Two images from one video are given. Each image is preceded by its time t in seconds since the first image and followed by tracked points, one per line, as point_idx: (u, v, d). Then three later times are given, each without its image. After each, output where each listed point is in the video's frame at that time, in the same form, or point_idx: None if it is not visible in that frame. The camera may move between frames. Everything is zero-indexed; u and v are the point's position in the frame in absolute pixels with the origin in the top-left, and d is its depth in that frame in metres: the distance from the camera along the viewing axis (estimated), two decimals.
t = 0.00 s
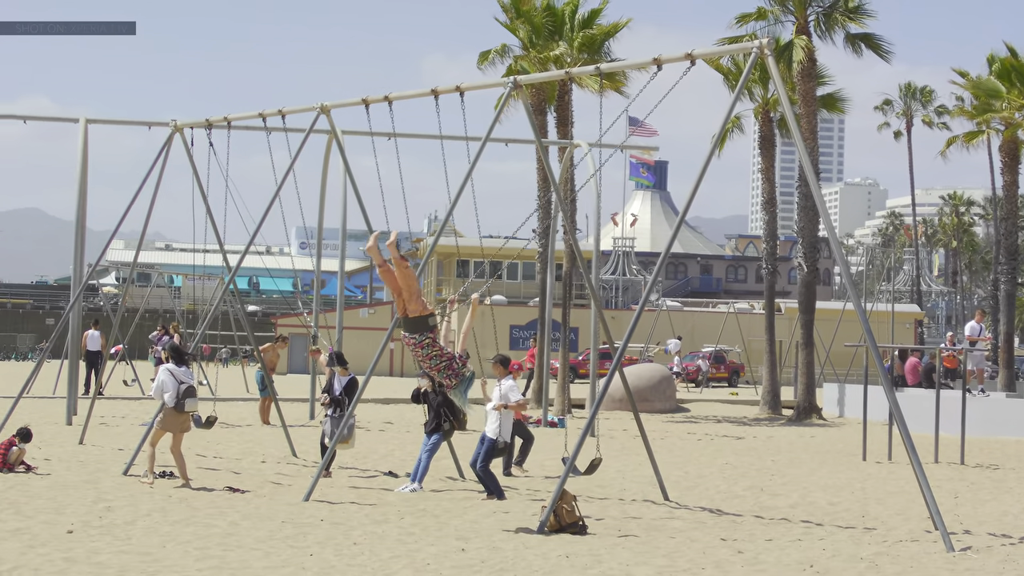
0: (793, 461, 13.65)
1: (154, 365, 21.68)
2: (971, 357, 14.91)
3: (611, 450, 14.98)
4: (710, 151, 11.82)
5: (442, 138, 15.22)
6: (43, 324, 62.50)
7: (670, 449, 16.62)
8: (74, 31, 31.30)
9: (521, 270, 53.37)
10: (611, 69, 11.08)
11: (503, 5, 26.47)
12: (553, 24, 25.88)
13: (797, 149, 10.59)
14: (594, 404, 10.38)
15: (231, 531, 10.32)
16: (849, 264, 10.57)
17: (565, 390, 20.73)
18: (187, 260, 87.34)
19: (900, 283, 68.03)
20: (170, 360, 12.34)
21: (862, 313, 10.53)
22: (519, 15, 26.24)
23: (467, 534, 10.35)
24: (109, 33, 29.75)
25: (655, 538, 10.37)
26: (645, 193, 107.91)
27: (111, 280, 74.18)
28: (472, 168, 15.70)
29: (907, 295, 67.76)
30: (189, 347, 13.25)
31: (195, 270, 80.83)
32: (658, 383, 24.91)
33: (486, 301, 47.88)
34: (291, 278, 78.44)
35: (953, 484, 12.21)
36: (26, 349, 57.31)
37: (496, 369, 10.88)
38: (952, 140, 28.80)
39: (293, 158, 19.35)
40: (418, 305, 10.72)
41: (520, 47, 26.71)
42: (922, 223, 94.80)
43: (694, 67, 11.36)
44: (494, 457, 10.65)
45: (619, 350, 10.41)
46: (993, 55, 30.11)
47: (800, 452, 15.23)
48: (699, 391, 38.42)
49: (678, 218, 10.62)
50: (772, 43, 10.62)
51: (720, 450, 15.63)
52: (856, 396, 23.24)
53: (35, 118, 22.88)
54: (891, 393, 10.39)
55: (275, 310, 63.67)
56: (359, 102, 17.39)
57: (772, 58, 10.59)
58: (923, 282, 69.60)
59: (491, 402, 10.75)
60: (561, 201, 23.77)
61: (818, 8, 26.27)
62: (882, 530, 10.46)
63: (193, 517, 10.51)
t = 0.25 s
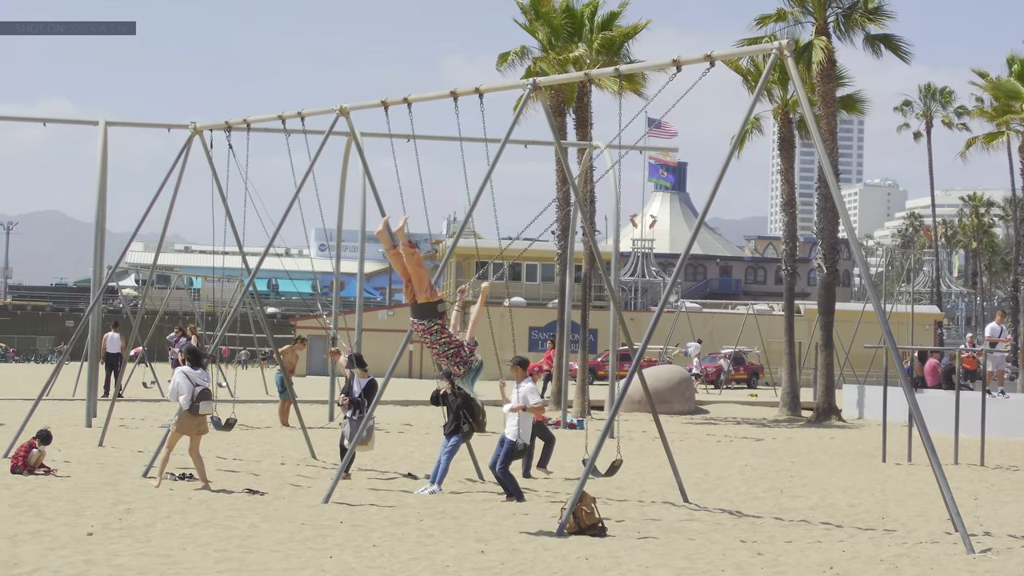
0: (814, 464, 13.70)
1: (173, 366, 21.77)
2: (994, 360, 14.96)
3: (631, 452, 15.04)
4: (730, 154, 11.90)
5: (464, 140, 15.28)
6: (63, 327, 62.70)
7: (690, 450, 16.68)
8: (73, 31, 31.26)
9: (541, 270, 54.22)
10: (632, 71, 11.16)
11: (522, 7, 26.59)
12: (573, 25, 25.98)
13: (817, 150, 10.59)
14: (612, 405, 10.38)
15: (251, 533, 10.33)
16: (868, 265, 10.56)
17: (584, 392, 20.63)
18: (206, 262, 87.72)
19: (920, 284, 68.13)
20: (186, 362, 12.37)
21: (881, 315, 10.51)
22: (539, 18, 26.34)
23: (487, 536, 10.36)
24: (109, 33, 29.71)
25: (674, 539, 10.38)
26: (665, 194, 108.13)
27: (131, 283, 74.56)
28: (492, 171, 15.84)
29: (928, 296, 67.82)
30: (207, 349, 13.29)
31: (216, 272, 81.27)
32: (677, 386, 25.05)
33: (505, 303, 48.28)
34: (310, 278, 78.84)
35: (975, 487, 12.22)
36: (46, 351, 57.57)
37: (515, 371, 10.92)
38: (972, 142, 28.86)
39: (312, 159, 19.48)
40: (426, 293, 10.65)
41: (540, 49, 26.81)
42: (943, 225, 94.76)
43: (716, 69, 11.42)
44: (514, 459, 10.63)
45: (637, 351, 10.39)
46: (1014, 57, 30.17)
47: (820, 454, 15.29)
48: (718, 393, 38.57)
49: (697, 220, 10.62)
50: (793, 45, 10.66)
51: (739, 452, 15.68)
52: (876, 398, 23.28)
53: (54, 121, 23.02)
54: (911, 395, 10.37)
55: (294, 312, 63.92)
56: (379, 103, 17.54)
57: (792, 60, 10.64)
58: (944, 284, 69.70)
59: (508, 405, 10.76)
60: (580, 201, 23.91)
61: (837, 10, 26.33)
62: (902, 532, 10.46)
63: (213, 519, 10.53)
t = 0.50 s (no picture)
0: (827, 466, 13.73)
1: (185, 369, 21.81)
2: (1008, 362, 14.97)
3: (645, 454, 15.09)
4: (745, 155, 11.98)
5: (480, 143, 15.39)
6: (76, 328, 62.81)
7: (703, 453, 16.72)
8: (73, 31, 31.27)
9: (554, 272, 54.73)
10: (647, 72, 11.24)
11: (536, 9, 26.70)
12: (587, 27, 26.10)
13: (831, 152, 10.62)
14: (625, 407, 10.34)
15: (264, 535, 10.31)
16: (882, 267, 10.55)
17: (597, 394, 20.76)
18: (220, 263, 87.98)
19: (934, 286, 68.21)
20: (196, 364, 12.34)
21: (895, 317, 10.50)
22: (553, 20, 26.45)
23: (500, 538, 10.35)
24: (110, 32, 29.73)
25: (688, 541, 10.37)
26: (678, 196, 108.26)
27: (145, 285, 74.80)
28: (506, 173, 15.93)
29: (941, 298, 67.87)
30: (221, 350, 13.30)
31: (229, 274, 81.52)
32: (690, 388, 25.12)
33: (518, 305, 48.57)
34: (322, 281, 79.03)
35: (989, 490, 12.23)
36: (59, 353, 57.72)
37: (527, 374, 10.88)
38: (986, 143, 28.91)
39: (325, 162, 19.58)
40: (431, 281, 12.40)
41: (553, 52, 26.93)
42: (957, 226, 94.80)
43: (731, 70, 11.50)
44: (527, 461, 10.74)
45: (651, 353, 10.37)
46: None
47: (833, 456, 15.32)
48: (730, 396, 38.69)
49: (711, 222, 10.63)
50: (807, 48, 10.74)
51: (752, 454, 15.71)
52: (890, 399, 23.29)
53: (67, 124, 23.11)
54: (926, 397, 10.33)
55: (307, 314, 64.12)
56: (393, 106, 17.65)
57: (806, 62, 10.72)
58: (958, 286, 69.76)
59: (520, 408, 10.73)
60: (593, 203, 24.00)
61: (850, 12, 26.39)
62: (916, 534, 10.45)
63: (226, 521, 10.53)
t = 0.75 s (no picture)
0: (838, 469, 13.75)
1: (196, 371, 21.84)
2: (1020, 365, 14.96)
3: (655, 457, 15.12)
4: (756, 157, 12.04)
5: (492, 146, 15.46)
6: (87, 330, 62.88)
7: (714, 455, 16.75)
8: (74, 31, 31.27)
9: (565, 274, 54.72)
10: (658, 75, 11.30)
11: (546, 12, 26.79)
12: (598, 29, 26.16)
13: (841, 154, 10.63)
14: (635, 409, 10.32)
15: (274, 537, 10.31)
16: (893, 268, 10.53)
17: (608, 397, 20.85)
18: (231, 265, 88.10)
19: (945, 287, 68.23)
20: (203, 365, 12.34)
21: (906, 319, 10.48)
22: (563, 22, 26.54)
23: (511, 540, 10.35)
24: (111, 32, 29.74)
25: (699, 543, 10.37)
26: (689, 197, 108.28)
27: (156, 286, 74.94)
28: (517, 175, 15.99)
29: (953, 299, 67.84)
30: (231, 350, 13.30)
31: (240, 276, 81.63)
32: (701, 390, 25.16)
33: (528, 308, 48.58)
34: (333, 283, 79.09)
35: (1001, 492, 12.23)
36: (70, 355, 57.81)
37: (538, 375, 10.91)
38: (997, 143, 28.91)
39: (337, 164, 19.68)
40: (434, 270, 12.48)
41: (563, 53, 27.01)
42: (968, 227, 94.76)
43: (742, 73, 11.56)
44: (538, 463, 10.73)
45: (661, 355, 10.35)
46: None
47: (843, 459, 15.35)
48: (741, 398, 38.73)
49: (721, 223, 10.64)
50: (818, 50, 10.78)
51: (762, 456, 15.74)
52: (900, 401, 23.32)
53: (78, 126, 23.17)
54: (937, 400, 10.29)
55: (317, 316, 64.25)
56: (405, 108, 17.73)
57: (817, 64, 10.76)
58: (969, 287, 69.70)
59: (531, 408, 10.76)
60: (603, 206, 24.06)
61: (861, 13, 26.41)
62: (927, 536, 10.44)
63: (236, 524, 10.53)
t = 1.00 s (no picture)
0: (849, 471, 13.76)
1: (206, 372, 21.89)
2: None
3: (668, 459, 15.14)
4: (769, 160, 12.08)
5: (504, 149, 15.51)
6: (99, 333, 62.95)
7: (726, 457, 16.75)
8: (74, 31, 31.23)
9: (576, 276, 54.70)
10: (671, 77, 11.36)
11: (558, 13, 26.85)
12: (610, 31, 26.20)
13: (853, 156, 10.65)
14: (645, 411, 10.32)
15: (286, 539, 10.31)
16: (905, 271, 10.52)
17: (619, 399, 20.92)
18: (242, 268, 88.23)
19: (956, 290, 68.19)
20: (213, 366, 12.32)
21: (918, 321, 10.48)
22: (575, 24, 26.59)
23: (523, 542, 10.35)
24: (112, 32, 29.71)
25: (711, 545, 10.36)
26: (700, 199, 108.31)
27: (168, 288, 75.06)
28: (529, 177, 16.04)
29: (964, 302, 67.77)
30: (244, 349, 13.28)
31: (251, 279, 81.73)
32: (713, 392, 25.20)
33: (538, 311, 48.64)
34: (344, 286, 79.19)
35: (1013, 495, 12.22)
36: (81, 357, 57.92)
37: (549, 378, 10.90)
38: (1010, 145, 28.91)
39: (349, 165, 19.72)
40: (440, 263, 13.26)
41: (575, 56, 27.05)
42: (980, 230, 94.71)
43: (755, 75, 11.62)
44: (550, 465, 10.84)
45: (673, 357, 10.35)
46: None
47: (856, 461, 15.35)
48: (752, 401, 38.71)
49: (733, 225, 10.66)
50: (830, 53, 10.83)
51: (774, 458, 15.75)
52: (913, 403, 23.37)
53: (90, 128, 23.23)
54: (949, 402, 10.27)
55: (328, 319, 64.38)
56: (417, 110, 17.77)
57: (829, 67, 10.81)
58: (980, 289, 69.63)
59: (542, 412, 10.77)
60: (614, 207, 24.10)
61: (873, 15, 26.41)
62: (939, 539, 10.44)
63: (248, 525, 10.53)
